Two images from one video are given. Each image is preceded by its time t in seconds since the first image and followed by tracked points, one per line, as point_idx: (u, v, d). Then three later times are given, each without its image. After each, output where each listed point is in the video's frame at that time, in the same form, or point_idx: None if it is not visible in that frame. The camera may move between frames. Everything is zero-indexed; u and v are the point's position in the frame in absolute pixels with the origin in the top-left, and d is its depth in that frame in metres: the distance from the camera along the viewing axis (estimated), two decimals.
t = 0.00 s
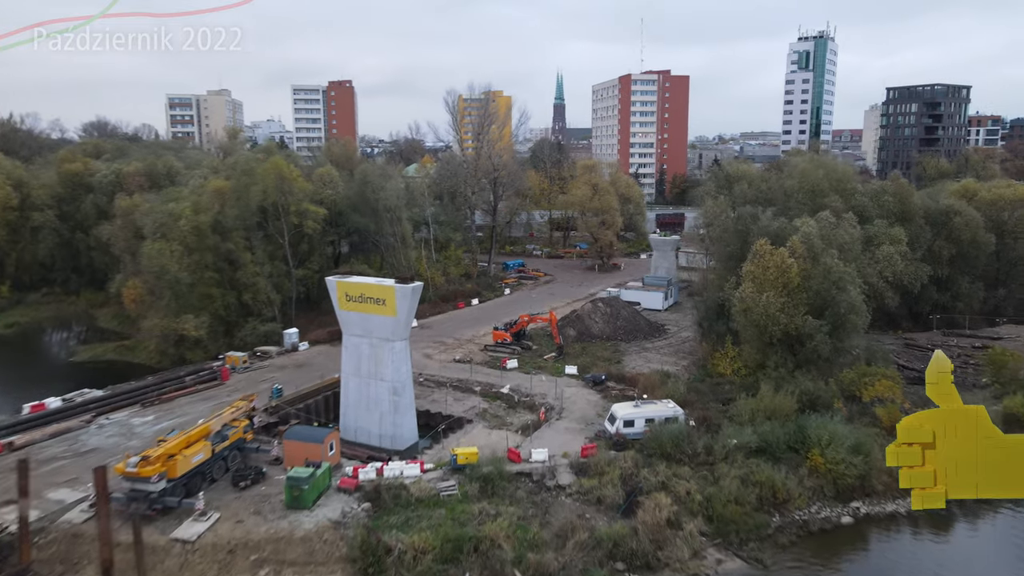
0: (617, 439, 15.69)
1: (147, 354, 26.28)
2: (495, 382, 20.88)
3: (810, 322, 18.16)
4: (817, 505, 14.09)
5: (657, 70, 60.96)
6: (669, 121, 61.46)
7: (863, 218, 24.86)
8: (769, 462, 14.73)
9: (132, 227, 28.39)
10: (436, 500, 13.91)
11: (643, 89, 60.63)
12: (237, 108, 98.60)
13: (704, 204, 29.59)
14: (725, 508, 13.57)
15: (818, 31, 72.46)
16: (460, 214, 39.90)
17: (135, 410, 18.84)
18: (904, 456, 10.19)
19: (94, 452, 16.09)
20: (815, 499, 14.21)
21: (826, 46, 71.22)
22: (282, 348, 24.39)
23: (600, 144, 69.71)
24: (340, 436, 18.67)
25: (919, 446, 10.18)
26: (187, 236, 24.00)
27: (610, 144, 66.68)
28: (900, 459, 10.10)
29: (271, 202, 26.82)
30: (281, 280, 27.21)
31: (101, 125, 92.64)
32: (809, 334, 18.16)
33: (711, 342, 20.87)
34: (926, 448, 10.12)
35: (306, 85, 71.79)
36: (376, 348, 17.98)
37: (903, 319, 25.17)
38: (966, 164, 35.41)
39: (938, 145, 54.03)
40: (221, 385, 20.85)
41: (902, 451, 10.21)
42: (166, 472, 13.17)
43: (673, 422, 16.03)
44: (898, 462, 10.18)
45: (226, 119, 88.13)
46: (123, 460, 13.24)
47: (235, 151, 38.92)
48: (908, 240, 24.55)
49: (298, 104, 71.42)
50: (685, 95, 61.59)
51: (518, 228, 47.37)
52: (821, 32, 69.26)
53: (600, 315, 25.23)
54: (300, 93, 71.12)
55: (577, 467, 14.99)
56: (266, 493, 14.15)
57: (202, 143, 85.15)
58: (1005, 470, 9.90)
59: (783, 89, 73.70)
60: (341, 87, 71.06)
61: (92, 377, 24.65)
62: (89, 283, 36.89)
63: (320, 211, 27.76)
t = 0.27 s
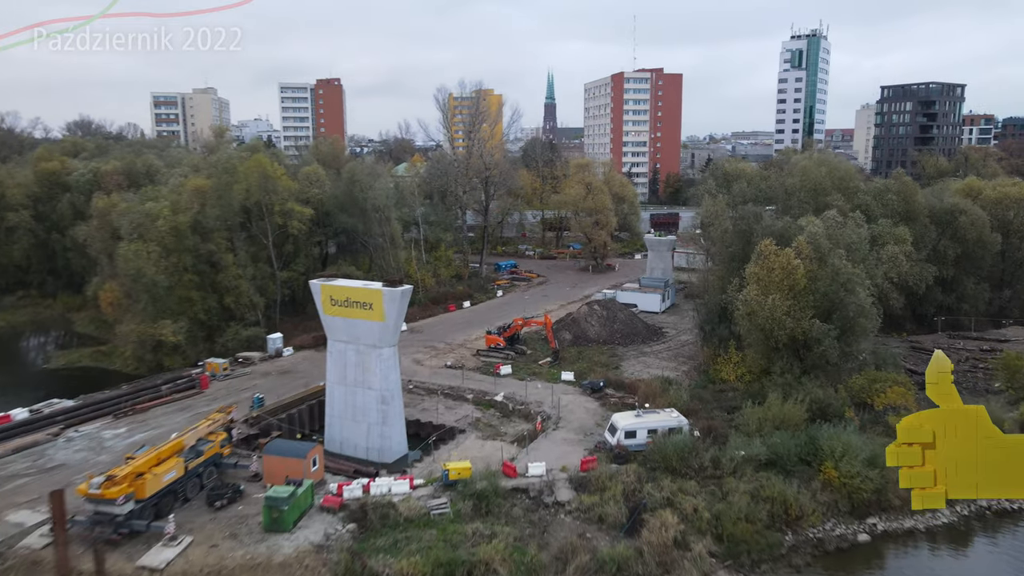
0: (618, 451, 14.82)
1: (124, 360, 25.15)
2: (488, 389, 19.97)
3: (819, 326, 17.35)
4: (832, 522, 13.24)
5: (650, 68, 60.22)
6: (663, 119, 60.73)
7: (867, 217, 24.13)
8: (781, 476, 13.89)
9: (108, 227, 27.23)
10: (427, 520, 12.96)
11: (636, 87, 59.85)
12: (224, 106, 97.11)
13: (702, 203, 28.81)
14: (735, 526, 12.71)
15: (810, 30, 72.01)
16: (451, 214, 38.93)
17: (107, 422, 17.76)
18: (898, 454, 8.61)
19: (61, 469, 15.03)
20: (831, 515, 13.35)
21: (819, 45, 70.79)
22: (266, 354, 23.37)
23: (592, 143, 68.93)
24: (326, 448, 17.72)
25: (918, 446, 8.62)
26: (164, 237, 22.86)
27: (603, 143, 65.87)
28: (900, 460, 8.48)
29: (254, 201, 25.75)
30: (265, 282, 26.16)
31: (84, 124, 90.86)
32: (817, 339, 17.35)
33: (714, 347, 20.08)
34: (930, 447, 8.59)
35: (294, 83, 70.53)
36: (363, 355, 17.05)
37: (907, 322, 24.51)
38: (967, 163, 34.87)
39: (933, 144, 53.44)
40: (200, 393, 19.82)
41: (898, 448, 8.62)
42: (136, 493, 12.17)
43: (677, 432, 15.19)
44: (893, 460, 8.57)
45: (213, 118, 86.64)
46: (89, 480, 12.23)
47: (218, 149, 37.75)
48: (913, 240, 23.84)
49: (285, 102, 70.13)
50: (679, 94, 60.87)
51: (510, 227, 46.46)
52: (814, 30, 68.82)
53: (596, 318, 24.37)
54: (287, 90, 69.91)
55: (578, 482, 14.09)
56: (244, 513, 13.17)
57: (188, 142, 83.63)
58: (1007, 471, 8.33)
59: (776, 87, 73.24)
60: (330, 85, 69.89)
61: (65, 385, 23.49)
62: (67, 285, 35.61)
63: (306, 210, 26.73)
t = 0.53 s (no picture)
0: (618, 465, 13.94)
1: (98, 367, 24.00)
2: (479, 397, 19.04)
3: (826, 330, 16.55)
4: (848, 541, 12.41)
5: (642, 66, 59.50)
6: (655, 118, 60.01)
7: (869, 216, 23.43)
8: (792, 491, 13.06)
9: (82, 228, 26.04)
10: (414, 542, 12.02)
11: (628, 85, 59.06)
12: (210, 105, 95.55)
13: (699, 202, 28.01)
14: (746, 546, 11.85)
15: (802, 28, 71.64)
16: (441, 214, 37.95)
17: (73, 435, 16.67)
18: (900, 454, 9.82)
19: (20, 488, 13.94)
20: (846, 534, 12.52)
21: (812, 43, 70.36)
22: (246, 361, 22.32)
23: (584, 142, 68.13)
24: (308, 461, 16.73)
25: (918, 446, 9.88)
26: (139, 237, 21.73)
27: (595, 142, 65.06)
28: (900, 458, 9.72)
29: (235, 200, 24.67)
30: (246, 285, 25.08)
31: (66, 123, 89.09)
32: (824, 344, 16.54)
33: (715, 351, 19.27)
34: (927, 447, 9.83)
35: (280, 81, 69.28)
36: (347, 362, 16.08)
37: (911, 324, 23.84)
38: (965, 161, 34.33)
39: (927, 143, 53.01)
40: (175, 403, 18.76)
41: (899, 449, 9.84)
42: (94, 517, 11.18)
43: (680, 444, 14.32)
44: (894, 459, 9.81)
45: (198, 116, 85.13)
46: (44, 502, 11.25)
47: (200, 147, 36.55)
48: (917, 240, 23.15)
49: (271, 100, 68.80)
50: (671, 92, 60.14)
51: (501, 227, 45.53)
52: (806, 28, 68.38)
53: (591, 322, 23.49)
54: (274, 88, 68.66)
55: (576, 499, 13.19)
56: (216, 537, 12.17)
57: (173, 141, 82.10)
58: (1004, 469, 9.70)
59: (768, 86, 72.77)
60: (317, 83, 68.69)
61: (34, 394, 22.31)
62: (41, 288, 34.30)
63: (289, 210, 25.68)
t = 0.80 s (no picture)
0: (617, 480, 13.08)
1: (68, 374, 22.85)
2: (469, 406, 18.10)
3: (833, 334, 15.74)
4: (864, 562, 11.58)
5: (634, 64, 58.68)
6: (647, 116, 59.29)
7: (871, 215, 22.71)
8: (803, 508, 12.26)
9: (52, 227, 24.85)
10: (397, 568, 11.05)
11: (620, 82, 58.23)
12: (195, 103, 94.05)
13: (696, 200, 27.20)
14: (755, 570, 10.98)
15: (794, 26, 71.23)
16: (429, 213, 36.97)
17: (33, 450, 15.59)
18: (900, 455, 8.99)
19: None
20: (861, 553, 11.69)
21: (804, 41, 69.92)
22: (224, 367, 21.27)
23: (575, 141, 67.33)
24: (286, 476, 15.73)
25: (919, 446, 9.04)
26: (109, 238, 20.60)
27: (586, 141, 64.27)
28: (900, 459, 8.89)
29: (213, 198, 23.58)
30: (225, 288, 23.99)
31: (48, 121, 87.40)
32: (831, 348, 15.73)
33: (716, 356, 18.47)
34: (928, 447, 8.99)
35: (266, 78, 68.04)
36: (327, 370, 15.09)
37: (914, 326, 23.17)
38: (963, 159, 33.76)
39: (921, 141, 52.60)
40: (145, 413, 17.71)
41: (898, 449, 9.01)
42: (43, 546, 10.16)
43: (683, 458, 13.44)
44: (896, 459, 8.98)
45: (183, 115, 83.69)
46: None
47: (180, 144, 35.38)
48: (921, 239, 22.45)
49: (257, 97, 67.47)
50: (664, 89, 59.37)
51: (491, 227, 44.62)
52: (798, 26, 67.94)
53: (585, 325, 22.61)
54: (259, 86, 67.46)
55: (572, 518, 12.28)
56: (181, 565, 11.16)
57: (157, 139, 80.60)
58: (1006, 471, 8.85)
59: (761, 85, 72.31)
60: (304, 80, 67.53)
61: None
62: (14, 291, 33.02)
63: (270, 208, 24.61)
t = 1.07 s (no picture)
0: (614, 498, 12.19)
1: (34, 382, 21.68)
2: (457, 415, 17.13)
3: (840, 339, 14.92)
4: None
5: (626, 61, 57.78)
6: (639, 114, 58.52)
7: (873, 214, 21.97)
8: (815, 528, 11.35)
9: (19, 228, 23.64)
10: None
11: (611, 80, 57.33)
12: (180, 102, 92.52)
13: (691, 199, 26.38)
14: None
15: (786, 25, 70.73)
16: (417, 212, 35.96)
17: None
18: (901, 455, 8.21)
19: None
20: None
21: (796, 39, 69.42)
22: (199, 375, 20.23)
23: (566, 139, 66.51)
24: (261, 493, 14.72)
25: (918, 446, 8.28)
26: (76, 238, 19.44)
27: (577, 139, 63.43)
28: (900, 460, 8.11)
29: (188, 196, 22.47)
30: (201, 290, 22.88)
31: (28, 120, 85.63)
32: (839, 354, 14.90)
33: (716, 361, 17.61)
34: (928, 446, 8.27)
35: (252, 76, 66.80)
36: (304, 380, 14.10)
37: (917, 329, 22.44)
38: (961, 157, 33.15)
39: (915, 139, 52.13)
40: (111, 424, 16.65)
41: (898, 449, 8.23)
42: None
43: (684, 473, 12.57)
44: (896, 458, 8.17)
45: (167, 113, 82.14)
46: None
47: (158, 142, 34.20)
48: (924, 239, 21.72)
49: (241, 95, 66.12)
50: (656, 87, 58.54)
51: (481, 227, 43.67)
52: (791, 24, 67.42)
53: (577, 328, 21.71)
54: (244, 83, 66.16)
55: (566, 540, 11.36)
56: None
57: (140, 138, 79.04)
58: (1006, 471, 8.16)
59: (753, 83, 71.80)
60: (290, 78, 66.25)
61: None
62: None
63: (249, 207, 23.53)
